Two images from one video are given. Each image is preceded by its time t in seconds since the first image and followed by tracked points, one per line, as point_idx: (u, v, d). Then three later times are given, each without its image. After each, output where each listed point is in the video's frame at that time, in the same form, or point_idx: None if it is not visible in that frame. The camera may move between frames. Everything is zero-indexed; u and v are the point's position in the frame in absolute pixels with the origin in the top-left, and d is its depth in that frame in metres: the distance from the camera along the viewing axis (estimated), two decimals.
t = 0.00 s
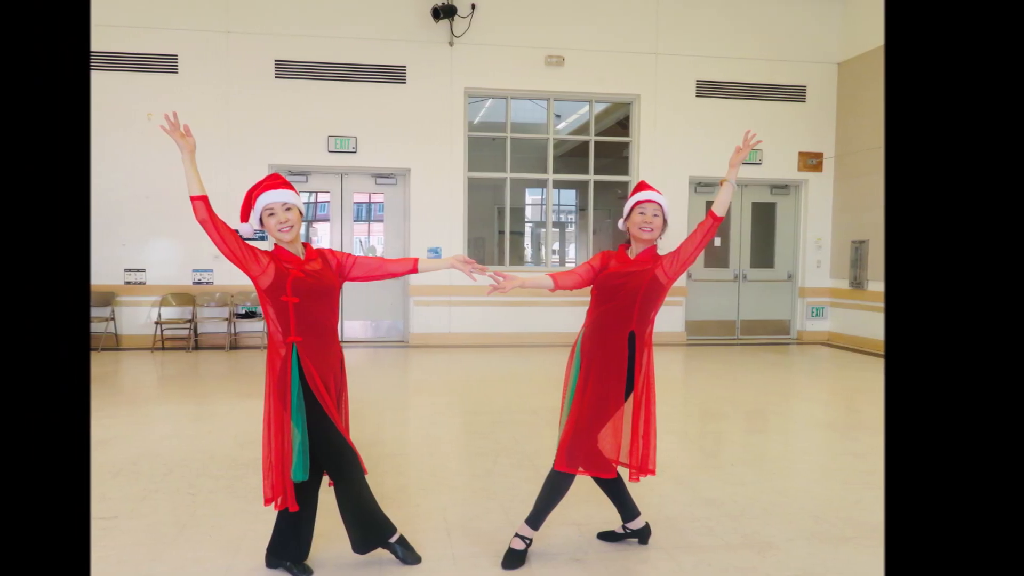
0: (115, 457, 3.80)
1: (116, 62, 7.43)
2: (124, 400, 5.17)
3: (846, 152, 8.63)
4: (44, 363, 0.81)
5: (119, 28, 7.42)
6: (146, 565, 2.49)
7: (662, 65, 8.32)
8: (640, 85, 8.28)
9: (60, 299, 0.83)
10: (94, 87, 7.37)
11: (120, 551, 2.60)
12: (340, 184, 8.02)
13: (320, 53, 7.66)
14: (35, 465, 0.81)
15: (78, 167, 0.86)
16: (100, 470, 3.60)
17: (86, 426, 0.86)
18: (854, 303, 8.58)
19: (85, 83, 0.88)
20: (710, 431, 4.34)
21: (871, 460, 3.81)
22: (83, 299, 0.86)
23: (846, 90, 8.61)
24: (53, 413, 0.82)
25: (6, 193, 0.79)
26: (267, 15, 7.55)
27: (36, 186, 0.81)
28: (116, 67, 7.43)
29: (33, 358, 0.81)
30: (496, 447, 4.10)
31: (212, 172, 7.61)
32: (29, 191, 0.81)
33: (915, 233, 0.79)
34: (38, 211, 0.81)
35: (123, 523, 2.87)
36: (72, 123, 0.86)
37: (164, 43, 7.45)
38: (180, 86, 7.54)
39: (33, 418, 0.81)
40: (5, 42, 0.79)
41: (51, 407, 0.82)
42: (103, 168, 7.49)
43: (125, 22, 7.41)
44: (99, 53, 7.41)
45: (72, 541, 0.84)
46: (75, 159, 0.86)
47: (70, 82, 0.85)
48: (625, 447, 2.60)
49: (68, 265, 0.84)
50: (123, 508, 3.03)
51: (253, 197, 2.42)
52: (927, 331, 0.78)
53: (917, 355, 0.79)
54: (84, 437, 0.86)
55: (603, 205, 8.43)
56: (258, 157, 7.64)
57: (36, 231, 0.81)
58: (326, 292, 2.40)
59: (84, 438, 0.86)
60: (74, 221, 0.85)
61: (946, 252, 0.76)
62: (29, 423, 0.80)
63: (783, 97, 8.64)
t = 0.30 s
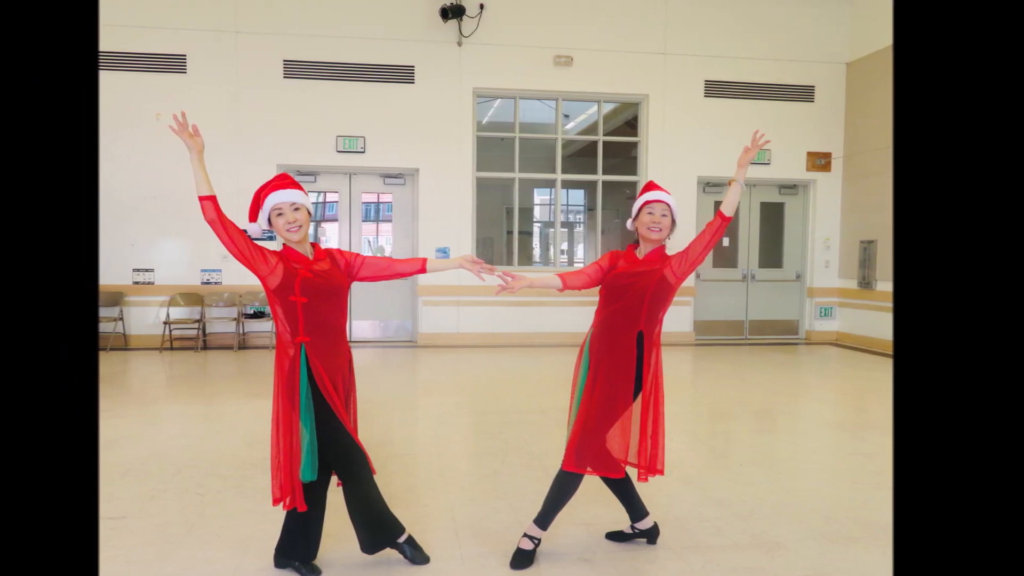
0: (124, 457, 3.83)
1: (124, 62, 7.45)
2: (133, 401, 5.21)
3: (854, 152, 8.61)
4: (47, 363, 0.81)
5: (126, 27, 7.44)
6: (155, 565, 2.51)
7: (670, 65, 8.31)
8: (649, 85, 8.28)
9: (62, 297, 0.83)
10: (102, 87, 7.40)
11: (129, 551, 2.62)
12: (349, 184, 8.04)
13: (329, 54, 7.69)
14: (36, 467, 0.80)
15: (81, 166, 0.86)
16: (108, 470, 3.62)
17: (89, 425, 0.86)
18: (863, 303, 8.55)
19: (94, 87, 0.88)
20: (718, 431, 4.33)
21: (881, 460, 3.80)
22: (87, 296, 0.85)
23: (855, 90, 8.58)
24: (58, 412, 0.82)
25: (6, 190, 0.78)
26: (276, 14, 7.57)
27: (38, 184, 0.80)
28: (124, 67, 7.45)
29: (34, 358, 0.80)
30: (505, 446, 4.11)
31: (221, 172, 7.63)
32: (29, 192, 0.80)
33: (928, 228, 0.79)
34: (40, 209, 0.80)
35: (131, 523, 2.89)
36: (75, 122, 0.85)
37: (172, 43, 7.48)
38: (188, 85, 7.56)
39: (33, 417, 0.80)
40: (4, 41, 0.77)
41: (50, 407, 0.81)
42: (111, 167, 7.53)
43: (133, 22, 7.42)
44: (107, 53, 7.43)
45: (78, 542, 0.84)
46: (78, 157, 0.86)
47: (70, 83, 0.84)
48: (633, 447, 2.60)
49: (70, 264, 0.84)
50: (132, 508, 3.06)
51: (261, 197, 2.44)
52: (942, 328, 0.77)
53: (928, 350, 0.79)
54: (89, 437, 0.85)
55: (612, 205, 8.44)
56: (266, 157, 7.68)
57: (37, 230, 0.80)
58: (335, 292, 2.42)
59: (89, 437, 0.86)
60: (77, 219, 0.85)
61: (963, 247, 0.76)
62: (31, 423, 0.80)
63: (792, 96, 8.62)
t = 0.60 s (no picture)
0: (133, 457, 3.86)
1: (133, 62, 7.49)
2: (142, 400, 5.25)
3: (863, 152, 8.57)
4: (50, 363, 0.82)
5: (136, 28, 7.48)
6: (163, 565, 2.53)
7: (679, 65, 8.30)
8: (657, 85, 8.27)
9: (66, 299, 0.83)
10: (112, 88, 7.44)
11: (137, 551, 2.64)
12: (357, 184, 8.07)
13: (338, 54, 7.71)
14: (35, 467, 0.81)
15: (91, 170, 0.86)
16: (117, 470, 3.65)
17: (91, 425, 0.85)
18: (871, 303, 8.50)
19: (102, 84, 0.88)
20: (727, 431, 4.31)
21: (890, 460, 3.78)
22: (89, 300, 0.85)
23: (864, 90, 8.55)
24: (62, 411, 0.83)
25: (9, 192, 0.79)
26: (285, 15, 7.60)
27: (43, 188, 0.81)
28: (133, 67, 7.49)
29: (38, 357, 0.81)
30: (513, 447, 4.12)
31: (229, 172, 7.67)
32: (29, 190, 0.80)
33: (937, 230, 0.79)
34: (46, 211, 0.82)
35: (140, 523, 2.92)
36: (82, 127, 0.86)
37: (181, 43, 7.51)
38: (197, 85, 7.59)
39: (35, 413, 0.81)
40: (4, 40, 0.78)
41: (50, 407, 0.82)
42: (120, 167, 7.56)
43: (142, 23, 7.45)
44: (116, 53, 7.47)
45: (82, 541, 0.84)
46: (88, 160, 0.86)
47: (70, 83, 0.84)
48: (641, 447, 2.60)
49: (72, 265, 0.84)
50: (140, 508, 3.08)
51: (270, 197, 2.46)
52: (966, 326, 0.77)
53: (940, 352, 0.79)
54: (92, 436, 0.85)
55: (620, 205, 8.44)
56: (275, 158, 7.71)
57: (42, 231, 0.81)
58: (343, 292, 2.43)
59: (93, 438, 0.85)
60: (82, 222, 0.85)
61: (976, 265, 0.76)
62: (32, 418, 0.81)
63: (800, 96, 8.60)
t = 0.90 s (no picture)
0: (141, 457, 3.89)
1: (140, 62, 7.50)
2: (150, 400, 5.30)
3: (870, 152, 8.55)
4: (52, 362, 0.92)
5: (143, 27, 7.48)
6: (171, 565, 2.54)
7: (687, 65, 8.29)
8: (665, 85, 8.27)
9: (68, 301, 0.93)
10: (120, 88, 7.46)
11: (145, 551, 2.66)
12: (365, 184, 8.08)
13: (345, 54, 7.72)
14: (35, 466, 0.91)
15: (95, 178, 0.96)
16: (124, 469, 3.68)
17: (90, 425, 0.96)
18: (879, 303, 8.47)
19: (105, 81, 0.98)
20: (735, 431, 4.30)
21: (897, 460, 3.76)
22: (89, 300, 0.95)
23: (871, 90, 8.53)
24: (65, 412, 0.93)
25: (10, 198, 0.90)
26: (293, 14, 7.60)
27: (42, 194, 0.92)
28: (140, 67, 7.49)
29: (40, 355, 0.91)
30: (521, 446, 4.13)
31: (236, 171, 7.69)
32: (29, 192, 0.90)
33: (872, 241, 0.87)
34: (48, 219, 0.92)
35: (147, 523, 2.94)
36: (85, 136, 0.96)
37: (188, 43, 7.52)
38: (204, 85, 7.62)
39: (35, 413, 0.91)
40: (5, 42, 0.88)
41: (50, 407, 0.92)
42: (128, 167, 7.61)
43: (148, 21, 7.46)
44: (123, 53, 7.47)
45: (85, 540, 0.95)
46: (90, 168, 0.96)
47: (70, 81, 0.94)
48: (649, 447, 2.61)
49: (70, 266, 0.94)
50: (148, 508, 3.10)
51: (278, 196, 2.47)
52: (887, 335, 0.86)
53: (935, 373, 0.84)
54: (90, 436, 0.96)
55: (628, 205, 8.44)
56: (283, 158, 7.73)
57: (42, 236, 0.92)
58: (351, 291, 2.45)
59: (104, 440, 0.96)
60: (83, 228, 0.95)
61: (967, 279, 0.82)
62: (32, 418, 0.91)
63: (807, 97, 8.58)
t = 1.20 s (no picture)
0: (150, 457, 3.92)
1: (150, 62, 7.53)
2: (159, 400, 5.34)
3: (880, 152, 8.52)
4: (53, 364, 0.83)
5: (152, 27, 7.52)
6: (180, 565, 2.57)
7: (696, 65, 8.28)
8: (674, 85, 8.25)
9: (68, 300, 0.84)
10: (130, 88, 7.49)
11: (154, 551, 2.68)
12: (374, 184, 8.12)
13: (354, 54, 7.75)
14: (36, 466, 0.81)
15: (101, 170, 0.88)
16: (134, 470, 3.71)
17: (91, 425, 0.86)
18: (888, 303, 8.44)
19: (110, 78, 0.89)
20: (744, 431, 4.28)
21: (908, 461, 3.74)
22: (89, 299, 0.86)
23: (881, 90, 8.50)
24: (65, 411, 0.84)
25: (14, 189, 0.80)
26: (302, 14, 7.63)
27: (50, 185, 0.82)
28: (150, 67, 7.54)
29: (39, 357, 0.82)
30: (530, 446, 4.14)
31: (246, 171, 7.72)
32: (29, 189, 0.81)
33: (947, 232, 0.80)
34: (51, 207, 0.83)
35: (157, 523, 2.96)
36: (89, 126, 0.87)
37: (197, 43, 7.56)
38: (213, 85, 7.64)
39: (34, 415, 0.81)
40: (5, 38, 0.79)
41: (50, 407, 0.82)
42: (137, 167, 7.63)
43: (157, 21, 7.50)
44: (133, 53, 7.51)
45: (85, 542, 0.85)
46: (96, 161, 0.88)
47: (71, 82, 0.85)
48: (658, 448, 2.61)
49: (70, 265, 0.85)
50: (157, 508, 3.13)
51: (287, 196, 2.49)
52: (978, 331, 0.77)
53: (945, 372, 0.80)
54: (91, 436, 0.86)
55: (637, 205, 8.44)
56: (292, 158, 7.75)
57: (45, 227, 0.82)
58: (360, 291, 2.46)
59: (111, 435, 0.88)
60: (84, 218, 0.86)
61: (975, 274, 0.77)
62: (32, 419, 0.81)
63: (817, 97, 8.56)
